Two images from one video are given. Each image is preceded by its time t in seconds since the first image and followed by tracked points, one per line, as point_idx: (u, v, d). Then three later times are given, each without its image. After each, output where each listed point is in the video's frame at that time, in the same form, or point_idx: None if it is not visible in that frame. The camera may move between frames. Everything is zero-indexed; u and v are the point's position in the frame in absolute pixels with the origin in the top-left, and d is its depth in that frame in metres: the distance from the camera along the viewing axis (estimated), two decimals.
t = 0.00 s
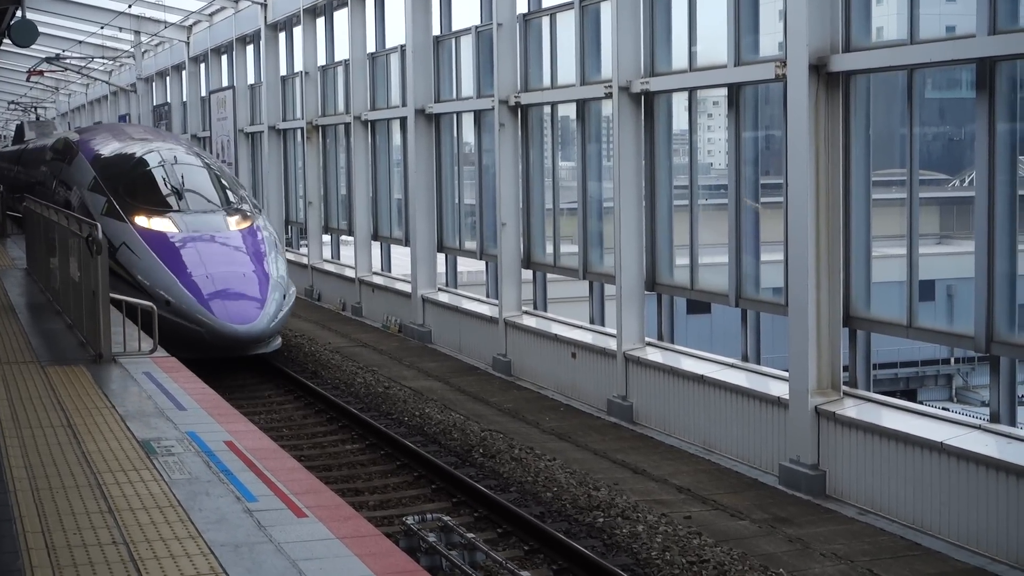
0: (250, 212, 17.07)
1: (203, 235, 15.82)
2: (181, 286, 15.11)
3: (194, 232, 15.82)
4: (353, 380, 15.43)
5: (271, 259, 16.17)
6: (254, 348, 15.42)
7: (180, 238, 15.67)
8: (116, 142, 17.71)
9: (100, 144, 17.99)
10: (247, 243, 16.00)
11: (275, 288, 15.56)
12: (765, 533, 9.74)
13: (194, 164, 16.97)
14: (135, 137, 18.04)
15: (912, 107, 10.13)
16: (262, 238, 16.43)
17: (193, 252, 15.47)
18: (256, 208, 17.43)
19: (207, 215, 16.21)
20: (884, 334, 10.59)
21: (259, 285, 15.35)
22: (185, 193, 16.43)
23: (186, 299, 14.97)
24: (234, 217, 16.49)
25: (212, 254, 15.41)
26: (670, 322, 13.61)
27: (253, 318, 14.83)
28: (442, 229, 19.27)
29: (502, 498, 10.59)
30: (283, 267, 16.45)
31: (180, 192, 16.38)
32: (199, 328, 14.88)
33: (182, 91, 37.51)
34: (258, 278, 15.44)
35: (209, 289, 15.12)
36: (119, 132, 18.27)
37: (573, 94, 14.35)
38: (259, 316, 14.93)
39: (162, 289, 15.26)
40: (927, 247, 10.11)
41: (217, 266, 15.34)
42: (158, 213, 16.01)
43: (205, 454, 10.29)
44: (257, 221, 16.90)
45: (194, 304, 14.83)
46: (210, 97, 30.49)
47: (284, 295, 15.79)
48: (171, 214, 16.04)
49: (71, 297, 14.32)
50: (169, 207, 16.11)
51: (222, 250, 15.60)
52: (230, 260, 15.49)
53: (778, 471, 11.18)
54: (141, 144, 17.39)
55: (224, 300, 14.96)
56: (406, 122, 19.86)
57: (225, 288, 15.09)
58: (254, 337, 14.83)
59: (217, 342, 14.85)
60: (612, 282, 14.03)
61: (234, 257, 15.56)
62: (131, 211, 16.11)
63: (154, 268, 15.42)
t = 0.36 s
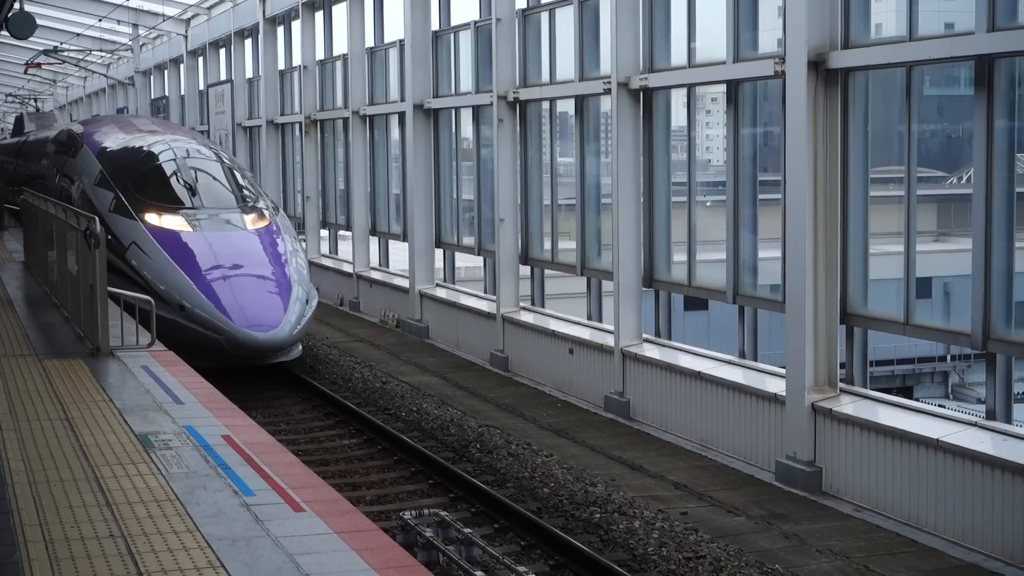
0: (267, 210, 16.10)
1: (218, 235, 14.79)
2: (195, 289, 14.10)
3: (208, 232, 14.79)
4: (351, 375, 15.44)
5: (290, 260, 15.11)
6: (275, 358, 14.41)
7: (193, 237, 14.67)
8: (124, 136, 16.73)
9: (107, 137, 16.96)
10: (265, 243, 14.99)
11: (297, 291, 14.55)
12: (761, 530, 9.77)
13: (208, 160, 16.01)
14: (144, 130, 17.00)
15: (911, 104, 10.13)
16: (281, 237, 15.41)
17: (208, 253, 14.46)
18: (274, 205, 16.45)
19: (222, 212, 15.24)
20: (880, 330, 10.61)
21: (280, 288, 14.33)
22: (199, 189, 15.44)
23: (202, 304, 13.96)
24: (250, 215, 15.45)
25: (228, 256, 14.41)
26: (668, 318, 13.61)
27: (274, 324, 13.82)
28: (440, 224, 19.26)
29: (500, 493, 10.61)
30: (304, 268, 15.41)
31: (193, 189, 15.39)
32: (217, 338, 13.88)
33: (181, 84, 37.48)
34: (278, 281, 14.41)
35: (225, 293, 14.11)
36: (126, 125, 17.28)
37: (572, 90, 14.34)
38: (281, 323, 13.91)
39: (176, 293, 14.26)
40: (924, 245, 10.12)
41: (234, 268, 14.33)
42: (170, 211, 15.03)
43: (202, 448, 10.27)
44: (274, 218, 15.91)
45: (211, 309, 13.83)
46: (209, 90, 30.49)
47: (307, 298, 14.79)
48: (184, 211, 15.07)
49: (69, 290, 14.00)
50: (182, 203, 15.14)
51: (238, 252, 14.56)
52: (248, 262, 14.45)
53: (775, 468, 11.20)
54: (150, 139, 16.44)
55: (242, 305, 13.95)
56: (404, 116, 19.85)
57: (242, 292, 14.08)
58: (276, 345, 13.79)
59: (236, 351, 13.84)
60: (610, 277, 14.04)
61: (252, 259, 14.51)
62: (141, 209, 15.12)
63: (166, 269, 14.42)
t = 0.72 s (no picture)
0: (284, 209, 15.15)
1: (233, 236, 13.82)
2: (212, 295, 13.12)
3: (222, 232, 13.83)
4: (348, 372, 15.44)
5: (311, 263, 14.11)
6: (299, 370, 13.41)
7: (208, 239, 13.71)
8: (132, 130, 15.81)
9: (113, 131, 16.02)
10: (285, 245, 13.99)
11: (320, 295, 13.51)
12: (757, 528, 9.78)
13: (220, 155, 15.09)
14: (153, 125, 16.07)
15: (909, 103, 10.15)
16: (302, 239, 14.42)
17: (224, 257, 13.46)
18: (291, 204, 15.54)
19: (237, 211, 14.31)
20: (876, 329, 10.61)
21: (302, 293, 13.29)
22: (212, 185, 14.52)
23: (219, 312, 12.96)
24: (267, 215, 14.51)
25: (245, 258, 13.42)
26: (664, 316, 13.61)
27: (296, 332, 12.78)
28: (437, 221, 19.28)
29: (495, 490, 10.63)
30: (327, 273, 14.42)
31: (206, 185, 14.45)
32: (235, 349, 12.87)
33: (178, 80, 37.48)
34: (299, 285, 13.38)
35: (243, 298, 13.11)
36: (135, 119, 16.38)
37: (569, 88, 14.35)
38: (305, 330, 12.86)
39: (192, 300, 13.29)
40: (921, 244, 10.13)
41: (251, 272, 13.32)
42: (182, 210, 14.11)
43: (198, 443, 10.25)
44: (293, 219, 14.92)
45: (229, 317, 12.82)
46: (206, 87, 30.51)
47: (331, 305, 13.75)
48: (197, 210, 14.14)
49: (65, 285, 13.80)
50: (195, 201, 14.21)
51: (254, 255, 13.56)
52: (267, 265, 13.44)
53: (771, 466, 11.21)
54: (159, 132, 15.50)
55: (262, 311, 12.93)
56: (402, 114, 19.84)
57: (261, 296, 13.06)
58: (299, 357, 12.75)
59: (256, 361, 12.82)
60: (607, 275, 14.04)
61: (269, 263, 13.49)
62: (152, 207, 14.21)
63: (181, 275, 13.48)
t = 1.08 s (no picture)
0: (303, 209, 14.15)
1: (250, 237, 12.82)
2: (230, 304, 12.11)
3: (238, 233, 12.83)
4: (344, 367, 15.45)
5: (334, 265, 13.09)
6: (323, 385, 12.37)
7: (224, 242, 12.68)
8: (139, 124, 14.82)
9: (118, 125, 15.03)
10: (306, 248, 12.93)
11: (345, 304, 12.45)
12: (752, 524, 9.80)
13: (235, 150, 14.09)
14: (160, 120, 15.08)
15: (905, 100, 10.15)
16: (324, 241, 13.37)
17: (242, 262, 12.43)
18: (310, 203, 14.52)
19: (255, 212, 13.28)
20: (872, 326, 10.63)
21: (326, 302, 12.23)
22: (226, 183, 13.50)
23: (238, 322, 11.94)
24: (284, 215, 13.50)
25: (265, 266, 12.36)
26: (660, 313, 13.61)
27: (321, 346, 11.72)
28: (433, 217, 19.29)
29: (491, 486, 10.64)
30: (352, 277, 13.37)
31: (221, 183, 13.43)
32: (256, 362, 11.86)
33: (175, 77, 37.53)
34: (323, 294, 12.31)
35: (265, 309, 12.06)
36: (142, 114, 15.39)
37: (566, 84, 14.36)
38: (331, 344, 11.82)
39: (209, 308, 12.32)
40: (918, 241, 10.14)
41: (270, 277, 12.29)
42: (195, 210, 13.10)
43: (194, 438, 10.24)
44: (313, 219, 13.86)
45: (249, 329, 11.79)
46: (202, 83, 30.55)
47: (357, 312, 12.71)
48: (211, 211, 13.12)
49: (61, 280, 13.78)
50: (209, 202, 13.19)
51: (274, 257, 12.54)
52: (288, 268, 12.43)
53: (766, 462, 11.23)
54: (169, 126, 14.50)
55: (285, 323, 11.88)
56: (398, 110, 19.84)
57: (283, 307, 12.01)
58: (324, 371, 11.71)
59: (279, 375, 11.80)
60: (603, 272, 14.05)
61: (290, 266, 12.48)
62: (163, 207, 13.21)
63: (196, 280, 12.49)
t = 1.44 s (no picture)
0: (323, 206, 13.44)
1: (267, 238, 12.13)
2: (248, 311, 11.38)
3: (255, 235, 12.12)
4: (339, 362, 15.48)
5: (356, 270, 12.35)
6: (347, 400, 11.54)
7: (240, 243, 12.00)
8: (147, 116, 14.10)
9: (125, 119, 14.25)
10: (328, 253, 12.25)
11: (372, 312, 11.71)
12: (746, 521, 9.82)
13: (250, 146, 13.41)
14: (170, 112, 14.34)
15: (902, 97, 10.16)
16: (346, 245, 12.68)
17: (261, 265, 11.73)
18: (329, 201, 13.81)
19: (272, 211, 12.59)
20: (868, 323, 10.64)
21: (352, 310, 11.48)
22: (243, 179, 12.80)
23: (258, 330, 11.17)
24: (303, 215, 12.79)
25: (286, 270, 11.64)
26: (655, 309, 13.61)
27: (347, 356, 10.96)
28: (428, 213, 19.30)
29: (485, 481, 10.67)
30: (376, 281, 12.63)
31: (238, 180, 12.73)
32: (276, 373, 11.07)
33: (171, 71, 37.54)
34: (348, 301, 11.57)
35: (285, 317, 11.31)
36: (150, 105, 14.66)
37: (562, 81, 14.35)
38: (359, 356, 11.02)
39: (224, 314, 11.58)
40: (913, 239, 10.15)
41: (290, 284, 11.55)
42: (208, 208, 12.41)
43: (188, 432, 10.21)
44: (334, 220, 13.15)
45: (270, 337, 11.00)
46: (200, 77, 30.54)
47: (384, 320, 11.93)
48: (226, 209, 12.43)
49: (56, 274, 13.77)
50: (223, 199, 12.51)
51: (292, 262, 11.82)
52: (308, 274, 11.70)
53: (760, 459, 11.24)
54: (179, 119, 13.80)
55: (309, 332, 11.12)
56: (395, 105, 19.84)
57: (306, 314, 11.25)
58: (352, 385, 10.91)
59: (302, 388, 11.00)
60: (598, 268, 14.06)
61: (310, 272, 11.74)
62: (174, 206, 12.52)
63: (211, 284, 11.79)
